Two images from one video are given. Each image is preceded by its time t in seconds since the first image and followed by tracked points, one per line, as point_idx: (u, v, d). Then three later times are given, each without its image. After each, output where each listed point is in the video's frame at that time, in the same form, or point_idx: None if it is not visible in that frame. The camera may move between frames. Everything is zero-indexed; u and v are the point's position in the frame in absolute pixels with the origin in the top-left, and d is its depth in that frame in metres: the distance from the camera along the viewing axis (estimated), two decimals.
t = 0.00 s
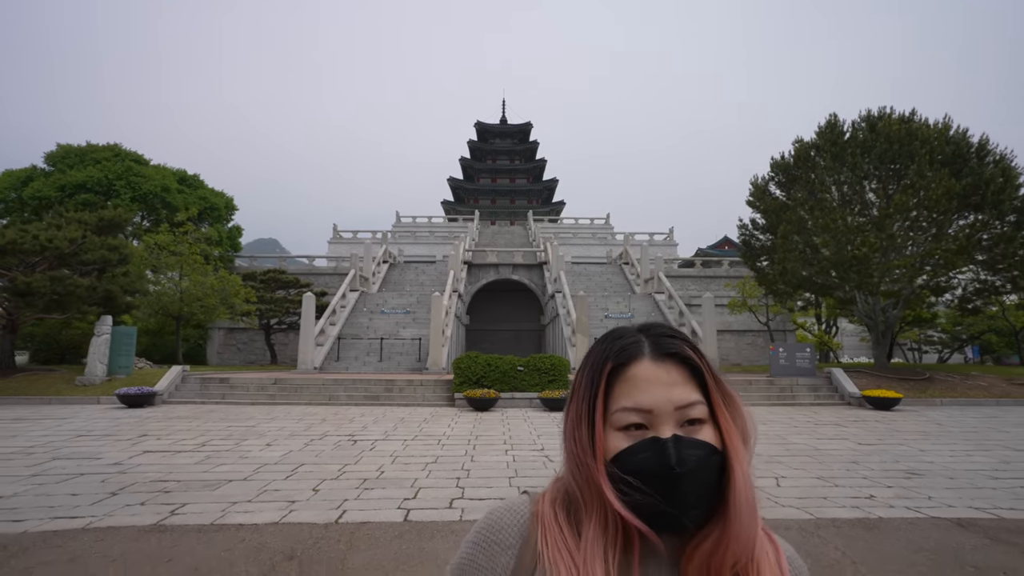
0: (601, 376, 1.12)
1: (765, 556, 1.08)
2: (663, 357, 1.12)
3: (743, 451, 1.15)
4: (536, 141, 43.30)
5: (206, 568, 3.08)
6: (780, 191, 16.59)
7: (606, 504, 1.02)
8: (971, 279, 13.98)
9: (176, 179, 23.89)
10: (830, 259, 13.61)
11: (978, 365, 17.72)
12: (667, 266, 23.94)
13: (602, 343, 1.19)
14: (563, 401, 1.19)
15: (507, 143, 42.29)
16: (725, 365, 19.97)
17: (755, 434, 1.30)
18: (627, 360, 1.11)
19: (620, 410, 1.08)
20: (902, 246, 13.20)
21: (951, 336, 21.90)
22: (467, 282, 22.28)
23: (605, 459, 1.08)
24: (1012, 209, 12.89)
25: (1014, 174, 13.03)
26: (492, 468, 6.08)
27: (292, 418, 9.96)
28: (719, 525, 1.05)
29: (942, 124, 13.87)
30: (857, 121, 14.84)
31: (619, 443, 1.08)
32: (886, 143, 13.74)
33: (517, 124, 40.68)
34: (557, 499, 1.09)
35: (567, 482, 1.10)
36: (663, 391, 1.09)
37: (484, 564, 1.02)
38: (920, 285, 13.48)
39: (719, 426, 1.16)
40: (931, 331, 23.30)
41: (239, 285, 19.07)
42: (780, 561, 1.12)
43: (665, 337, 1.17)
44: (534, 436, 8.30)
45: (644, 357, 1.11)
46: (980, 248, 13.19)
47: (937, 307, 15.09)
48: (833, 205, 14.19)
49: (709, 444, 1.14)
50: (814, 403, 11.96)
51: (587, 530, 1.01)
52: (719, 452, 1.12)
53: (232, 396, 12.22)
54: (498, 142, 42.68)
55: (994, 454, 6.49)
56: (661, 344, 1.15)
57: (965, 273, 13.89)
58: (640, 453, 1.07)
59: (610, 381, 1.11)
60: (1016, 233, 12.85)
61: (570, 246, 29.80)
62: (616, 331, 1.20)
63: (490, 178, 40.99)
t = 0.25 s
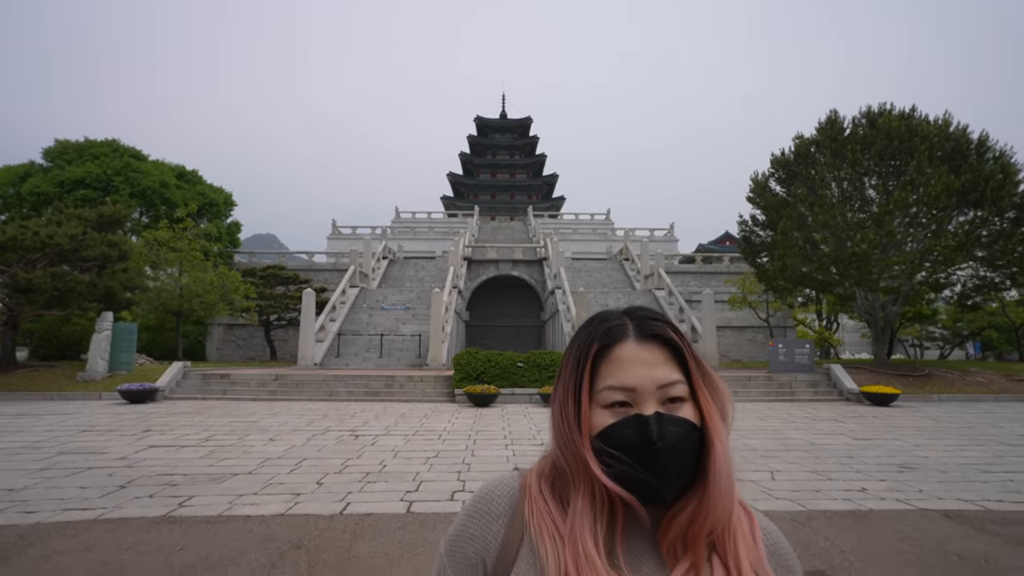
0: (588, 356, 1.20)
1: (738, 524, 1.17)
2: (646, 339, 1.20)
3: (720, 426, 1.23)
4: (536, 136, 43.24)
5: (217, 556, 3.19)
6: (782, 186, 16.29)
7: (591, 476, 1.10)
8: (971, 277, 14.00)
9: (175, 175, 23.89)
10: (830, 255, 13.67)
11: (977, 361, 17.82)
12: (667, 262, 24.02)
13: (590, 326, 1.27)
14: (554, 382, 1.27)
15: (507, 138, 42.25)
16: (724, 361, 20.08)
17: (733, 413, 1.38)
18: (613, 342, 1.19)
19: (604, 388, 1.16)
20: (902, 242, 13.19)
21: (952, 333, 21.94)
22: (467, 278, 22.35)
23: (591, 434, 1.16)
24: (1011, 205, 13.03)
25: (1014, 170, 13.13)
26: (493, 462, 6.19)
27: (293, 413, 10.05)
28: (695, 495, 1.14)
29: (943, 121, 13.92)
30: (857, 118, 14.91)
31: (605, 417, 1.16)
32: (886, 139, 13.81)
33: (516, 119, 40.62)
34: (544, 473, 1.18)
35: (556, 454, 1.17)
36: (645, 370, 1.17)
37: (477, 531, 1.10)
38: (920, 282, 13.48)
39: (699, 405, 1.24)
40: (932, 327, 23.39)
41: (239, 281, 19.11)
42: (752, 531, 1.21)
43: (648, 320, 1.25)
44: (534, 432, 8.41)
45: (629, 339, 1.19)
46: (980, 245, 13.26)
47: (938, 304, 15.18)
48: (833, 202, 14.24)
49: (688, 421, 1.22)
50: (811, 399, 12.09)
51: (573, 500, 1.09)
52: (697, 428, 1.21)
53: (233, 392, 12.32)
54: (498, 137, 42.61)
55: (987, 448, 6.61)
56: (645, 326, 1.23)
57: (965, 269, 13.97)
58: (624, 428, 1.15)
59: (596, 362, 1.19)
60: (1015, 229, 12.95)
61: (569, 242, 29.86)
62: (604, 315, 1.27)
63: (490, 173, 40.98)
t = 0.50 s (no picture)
0: (577, 332, 1.28)
1: (714, 487, 1.26)
2: (631, 316, 1.29)
3: (699, 398, 1.32)
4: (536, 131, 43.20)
5: (229, 544, 3.30)
6: (780, 183, 16.65)
7: (578, 445, 1.19)
8: (970, 273, 14.16)
9: (174, 170, 23.91)
10: (829, 252, 13.71)
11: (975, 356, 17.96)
12: (667, 258, 24.11)
13: (579, 304, 1.35)
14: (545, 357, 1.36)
15: (507, 133, 42.22)
16: (723, 357, 20.21)
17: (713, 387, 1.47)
18: (600, 320, 1.27)
19: (592, 363, 1.25)
20: (902, 238, 13.21)
21: (951, 328, 22.07)
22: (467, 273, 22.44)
23: (580, 406, 1.25)
24: (1010, 201, 13.18)
25: (1013, 167, 13.23)
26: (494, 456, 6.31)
27: (296, 408, 10.16)
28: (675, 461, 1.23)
29: (943, 117, 13.98)
30: (858, 114, 14.98)
31: (592, 390, 1.25)
32: (885, 136, 13.85)
33: (516, 114, 40.59)
34: (535, 445, 1.27)
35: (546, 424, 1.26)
36: (631, 345, 1.26)
37: (473, 501, 1.20)
38: (919, 278, 13.52)
39: (679, 380, 1.33)
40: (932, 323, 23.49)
41: (239, 277, 19.20)
42: (729, 491, 1.29)
43: (634, 300, 1.33)
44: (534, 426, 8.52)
45: (616, 317, 1.28)
46: (980, 240, 13.41)
47: (938, 300, 15.27)
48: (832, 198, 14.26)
49: (671, 393, 1.31)
50: (809, 395, 12.22)
51: (562, 468, 1.19)
52: (678, 400, 1.29)
53: (235, 388, 12.43)
54: (498, 132, 42.59)
55: (978, 441, 6.74)
56: (630, 304, 1.32)
57: (964, 266, 14.06)
58: (610, 400, 1.24)
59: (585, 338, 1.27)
60: (1013, 226, 13.09)
61: (569, 238, 29.92)
62: (592, 294, 1.36)
63: (490, 168, 40.99)
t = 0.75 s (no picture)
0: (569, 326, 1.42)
1: (700, 461, 1.37)
2: (617, 310, 1.42)
3: (681, 382, 1.45)
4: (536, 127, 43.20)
5: (243, 530, 3.46)
6: (778, 179, 16.90)
7: (570, 431, 1.32)
8: (966, 269, 14.26)
9: (176, 167, 23.98)
10: (826, 248, 13.71)
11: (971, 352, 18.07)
12: (667, 254, 24.21)
13: (570, 300, 1.48)
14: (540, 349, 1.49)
15: (507, 129, 42.22)
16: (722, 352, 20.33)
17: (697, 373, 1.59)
18: (589, 314, 1.40)
19: (582, 354, 1.38)
20: (899, 235, 13.29)
21: (949, 324, 22.19)
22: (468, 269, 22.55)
23: (572, 393, 1.38)
24: (1006, 198, 13.32)
25: (1009, 164, 13.34)
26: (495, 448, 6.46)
27: (300, 403, 10.32)
28: (661, 440, 1.35)
29: (940, 114, 14.08)
30: (856, 111, 15.09)
31: (583, 380, 1.38)
32: (882, 133, 13.93)
33: (517, 110, 40.59)
34: (532, 434, 1.40)
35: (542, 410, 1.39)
36: (617, 336, 1.39)
37: (476, 488, 1.33)
38: (915, 273, 13.60)
39: (665, 368, 1.45)
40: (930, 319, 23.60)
41: (242, 273, 19.24)
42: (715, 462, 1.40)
43: (620, 295, 1.46)
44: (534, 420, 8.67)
45: (603, 311, 1.40)
46: (975, 236, 13.46)
47: (934, 296, 15.37)
48: (827, 195, 14.19)
49: (657, 381, 1.43)
50: (806, 389, 12.36)
51: (556, 452, 1.32)
52: (664, 387, 1.41)
53: (240, 382, 12.58)
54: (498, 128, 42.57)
55: (968, 434, 6.89)
56: (617, 299, 1.44)
57: (960, 263, 14.17)
58: (600, 386, 1.37)
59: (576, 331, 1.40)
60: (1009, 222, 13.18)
61: (569, 234, 30.01)
62: (582, 290, 1.48)
63: (490, 164, 41.02)
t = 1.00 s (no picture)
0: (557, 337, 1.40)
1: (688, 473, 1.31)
2: (603, 319, 1.39)
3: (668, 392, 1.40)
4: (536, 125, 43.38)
5: (256, 517, 3.64)
6: (774, 179, 16.96)
7: (560, 439, 1.29)
8: (958, 268, 14.39)
9: (181, 165, 24.23)
10: (821, 246, 13.84)
11: (963, 349, 18.29)
12: (665, 252, 24.38)
13: (558, 312, 1.46)
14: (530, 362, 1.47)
15: (508, 127, 42.39)
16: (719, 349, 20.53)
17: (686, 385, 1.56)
18: (575, 324, 1.38)
19: (569, 363, 1.35)
20: (892, 234, 13.42)
21: (943, 321, 22.38)
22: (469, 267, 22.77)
23: (559, 403, 1.34)
24: (996, 198, 13.46)
25: (1000, 164, 13.46)
26: (495, 441, 6.65)
27: (305, 398, 10.52)
28: (649, 448, 1.30)
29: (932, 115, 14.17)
30: (849, 112, 15.17)
31: (571, 388, 1.35)
32: (875, 133, 14.07)
33: (517, 108, 40.75)
34: (525, 442, 1.36)
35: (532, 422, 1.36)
36: (604, 345, 1.36)
37: (471, 494, 1.30)
38: (908, 272, 13.72)
39: (650, 377, 1.41)
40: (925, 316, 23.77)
41: (247, 271, 19.43)
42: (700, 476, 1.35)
43: (606, 304, 1.44)
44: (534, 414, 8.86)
45: (589, 320, 1.38)
46: (966, 234, 13.53)
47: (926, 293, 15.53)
48: (821, 195, 14.30)
49: (643, 389, 1.39)
50: (801, 384, 12.54)
51: (546, 459, 1.29)
52: (650, 394, 1.37)
53: (245, 378, 12.79)
54: (498, 126, 42.72)
55: (957, 428, 7.06)
56: (602, 308, 1.42)
57: (952, 261, 14.30)
58: (587, 395, 1.34)
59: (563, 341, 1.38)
60: (998, 221, 13.32)
61: (569, 232, 30.18)
62: (571, 301, 1.46)
63: (490, 162, 41.21)
